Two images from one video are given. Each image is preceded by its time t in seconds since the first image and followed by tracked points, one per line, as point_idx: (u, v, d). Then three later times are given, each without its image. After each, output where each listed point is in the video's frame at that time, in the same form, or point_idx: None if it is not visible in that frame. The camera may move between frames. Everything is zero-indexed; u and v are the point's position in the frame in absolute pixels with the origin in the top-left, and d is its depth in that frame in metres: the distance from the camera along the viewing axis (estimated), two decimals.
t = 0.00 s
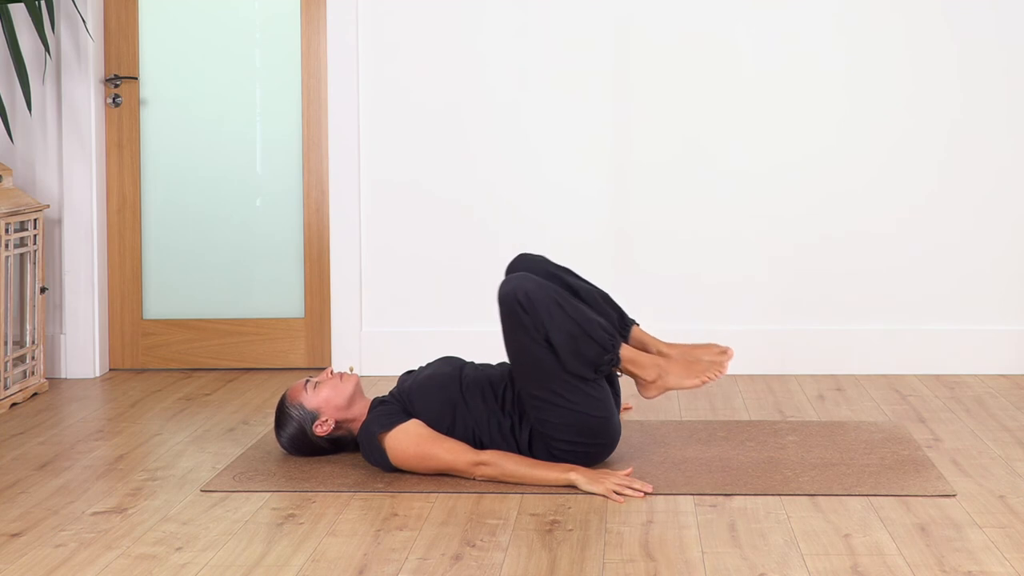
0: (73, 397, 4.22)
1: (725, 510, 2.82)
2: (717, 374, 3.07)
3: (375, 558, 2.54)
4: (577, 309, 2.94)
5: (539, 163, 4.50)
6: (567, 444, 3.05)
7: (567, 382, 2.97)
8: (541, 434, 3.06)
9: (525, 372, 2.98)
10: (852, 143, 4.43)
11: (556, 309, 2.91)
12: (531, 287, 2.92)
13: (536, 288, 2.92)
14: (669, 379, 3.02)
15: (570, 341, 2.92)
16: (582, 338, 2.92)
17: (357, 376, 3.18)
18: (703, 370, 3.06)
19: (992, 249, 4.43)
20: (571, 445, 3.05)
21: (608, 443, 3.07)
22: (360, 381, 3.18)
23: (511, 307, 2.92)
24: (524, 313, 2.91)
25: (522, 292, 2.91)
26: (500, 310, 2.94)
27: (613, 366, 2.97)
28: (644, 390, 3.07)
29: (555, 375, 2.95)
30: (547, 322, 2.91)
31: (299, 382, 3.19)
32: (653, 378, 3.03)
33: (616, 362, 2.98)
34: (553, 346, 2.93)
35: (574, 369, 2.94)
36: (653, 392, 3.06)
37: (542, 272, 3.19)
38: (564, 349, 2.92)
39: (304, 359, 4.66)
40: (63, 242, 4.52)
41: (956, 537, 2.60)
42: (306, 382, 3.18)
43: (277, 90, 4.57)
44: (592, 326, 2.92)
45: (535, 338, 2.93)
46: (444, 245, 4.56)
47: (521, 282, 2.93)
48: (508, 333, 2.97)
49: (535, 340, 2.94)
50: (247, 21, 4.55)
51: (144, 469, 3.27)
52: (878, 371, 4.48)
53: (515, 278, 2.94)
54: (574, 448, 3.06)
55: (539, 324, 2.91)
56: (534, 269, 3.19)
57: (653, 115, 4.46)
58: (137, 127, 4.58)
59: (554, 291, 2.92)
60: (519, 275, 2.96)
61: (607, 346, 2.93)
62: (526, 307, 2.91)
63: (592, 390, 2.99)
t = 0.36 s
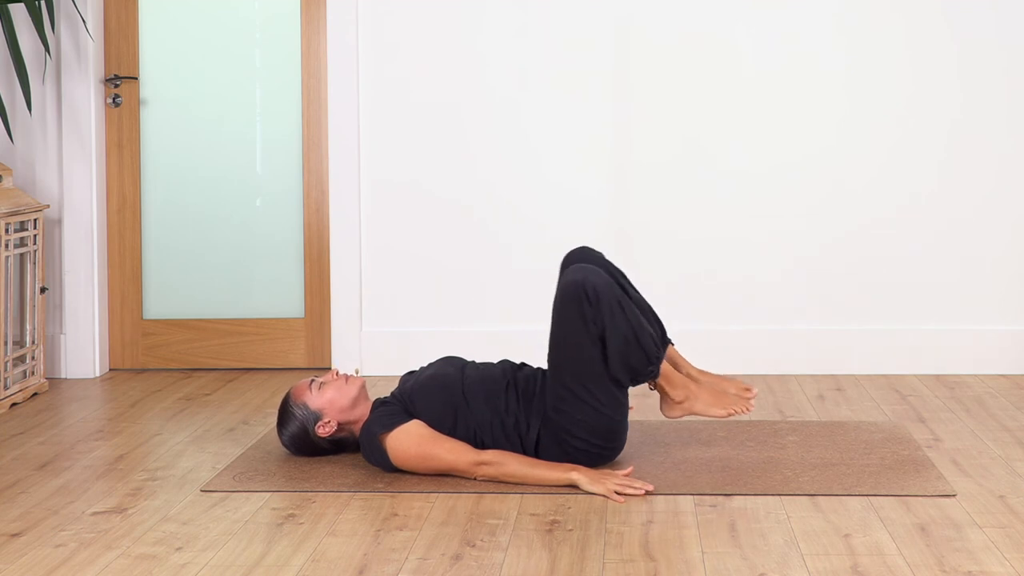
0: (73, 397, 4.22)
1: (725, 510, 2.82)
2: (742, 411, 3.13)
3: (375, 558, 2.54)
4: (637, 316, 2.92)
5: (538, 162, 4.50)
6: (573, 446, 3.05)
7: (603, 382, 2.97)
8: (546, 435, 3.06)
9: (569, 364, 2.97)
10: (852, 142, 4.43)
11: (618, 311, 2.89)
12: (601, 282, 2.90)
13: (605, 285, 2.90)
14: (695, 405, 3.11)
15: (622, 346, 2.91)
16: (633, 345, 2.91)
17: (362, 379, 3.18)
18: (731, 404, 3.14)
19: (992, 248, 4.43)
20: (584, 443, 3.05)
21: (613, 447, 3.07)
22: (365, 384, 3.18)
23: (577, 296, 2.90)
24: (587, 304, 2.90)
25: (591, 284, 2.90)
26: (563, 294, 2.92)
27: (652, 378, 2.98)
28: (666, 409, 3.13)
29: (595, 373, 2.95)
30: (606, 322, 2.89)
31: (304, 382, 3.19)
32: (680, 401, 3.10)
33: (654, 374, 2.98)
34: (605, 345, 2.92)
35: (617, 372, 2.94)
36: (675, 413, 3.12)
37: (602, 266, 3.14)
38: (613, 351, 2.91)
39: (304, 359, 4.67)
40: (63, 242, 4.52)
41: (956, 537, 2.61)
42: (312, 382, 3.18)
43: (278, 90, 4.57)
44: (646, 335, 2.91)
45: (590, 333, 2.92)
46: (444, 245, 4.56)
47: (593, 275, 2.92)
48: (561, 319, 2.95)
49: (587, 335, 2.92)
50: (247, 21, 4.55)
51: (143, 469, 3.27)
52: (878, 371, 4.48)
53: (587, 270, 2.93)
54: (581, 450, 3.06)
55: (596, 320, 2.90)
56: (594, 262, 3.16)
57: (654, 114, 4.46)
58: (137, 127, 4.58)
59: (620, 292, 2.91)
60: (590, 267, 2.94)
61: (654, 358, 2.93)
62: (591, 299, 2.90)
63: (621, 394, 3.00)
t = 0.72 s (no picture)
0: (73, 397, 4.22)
1: (725, 510, 2.82)
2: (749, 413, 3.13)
3: (376, 558, 2.54)
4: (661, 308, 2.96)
5: (538, 162, 4.50)
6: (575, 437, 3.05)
7: (617, 369, 2.97)
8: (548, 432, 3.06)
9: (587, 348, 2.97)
10: (852, 142, 4.43)
11: (643, 298, 2.91)
12: (628, 268, 2.92)
13: (632, 271, 2.93)
14: (703, 407, 3.13)
15: (642, 334, 2.92)
16: (653, 335, 2.93)
17: (363, 380, 3.19)
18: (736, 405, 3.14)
19: (992, 248, 4.43)
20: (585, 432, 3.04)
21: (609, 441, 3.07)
22: (366, 385, 3.19)
23: (605, 278, 2.92)
24: (614, 287, 2.92)
25: (619, 268, 2.92)
26: (591, 275, 2.93)
27: (664, 372, 3.00)
28: (672, 411, 3.14)
29: (612, 359, 2.96)
30: (632, 305, 2.90)
31: (306, 382, 3.19)
32: (686, 401, 3.12)
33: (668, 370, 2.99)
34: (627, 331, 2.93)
35: (634, 359, 2.95)
36: (682, 415, 3.13)
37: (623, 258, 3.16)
38: (635, 337, 2.92)
39: (304, 359, 4.67)
40: (63, 242, 4.52)
41: (956, 537, 2.61)
42: (313, 382, 3.19)
43: (278, 90, 4.57)
44: (668, 327, 2.94)
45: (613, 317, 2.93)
46: (444, 245, 4.56)
47: (621, 260, 2.94)
48: (584, 302, 2.96)
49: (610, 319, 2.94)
50: (247, 21, 4.55)
51: (143, 469, 3.27)
52: (878, 371, 4.48)
53: (617, 254, 2.95)
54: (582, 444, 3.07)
55: (621, 304, 2.92)
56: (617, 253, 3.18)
57: (654, 115, 4.46)
58: (137, 127, 4.58)
59: (646, 281, 2.93)
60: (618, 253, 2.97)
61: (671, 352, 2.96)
62: (618, 283, 2.92)
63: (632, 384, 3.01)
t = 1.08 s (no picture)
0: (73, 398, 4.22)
1: (725, 510, 2.82)
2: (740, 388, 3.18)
3: (375, 558, 2.54)
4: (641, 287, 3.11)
5: (539, 162, 4.50)
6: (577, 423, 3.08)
7: (608, 345, 3.06)
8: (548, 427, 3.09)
9: (576, 326, 3.07)
10: (852, 142, 4.43)
11: (624, 274, 3.06)
12: (607, 247, 3.08)
13: (611, 250, 3.09)
14: (696, 385, 3.20)
15: (627, 308, 3.05)
16: (638, 309, 3.06)
17: (363, 379, 3.19)
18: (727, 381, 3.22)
19: (991, 248, 4.43)
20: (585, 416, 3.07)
21: (609, 429, 3.10)
22: (366, 384, 3.19)
23: (585, 257, 3.07)
24: (596, 265, 3.06)
25: (599, 247, 3.07)
26: (572, 257, 3.08)
27: (650, 349, 3.11)
28: (666, 394, 3.21)
29: (601, 335, 3.06)
30: (615, 280, 3.05)
31: (305, 382, 3.20)
32: (676, 380, 3.20)
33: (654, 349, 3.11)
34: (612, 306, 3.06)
35: (622, 333, 3.06)
36: (676, 397, 3.20)
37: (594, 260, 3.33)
38: (620, 311, 3.05)
39: (304, 359, 4.67)
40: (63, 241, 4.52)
41: (956, 537, 2.60)
42: (312, 382, 3.19)
43: (278, 89, 4.57)
44: (650, 304, 3.08)
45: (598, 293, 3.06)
46: (444, 245, 4.56)
47: (600, 241, 3.11)
48: (569, 282, 3.09)
49: (595, 296, 3.07)
50: (247, 21, 4.55)
51: (143, 469, 3.27)
52: (878, 371, 4.48)
53: (596, 238, 3.11)
54: (583, 434, 3.09)
55: (605, 280, 3.05)
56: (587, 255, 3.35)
57: (654, 114, 4.46)
58: (137, 127, 4.58)
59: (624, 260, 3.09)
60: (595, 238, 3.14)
61: (655, 327, 3.08)
62: (599, 261, 3.06)
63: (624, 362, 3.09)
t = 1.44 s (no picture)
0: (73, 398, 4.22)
1: (725, 510, 2.82)
2: (722, 348, 3.22)
3: (375, 558, 2.54)
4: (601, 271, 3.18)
5: (539, 162, 4.50)
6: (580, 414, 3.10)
7: (588, 332, 3.11)
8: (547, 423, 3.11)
9: (552, 320, 3.11)
10: (852, 142, 4.43)
11: (584, 261, 3.13)
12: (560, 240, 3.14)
13: (565, 242, 3.15)
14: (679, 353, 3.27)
15: (596, 292, 3.12)
16: (606, 291, 3.13)
17: (361, 378, 3.19)
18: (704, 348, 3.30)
19: (992, 249, 4.43)
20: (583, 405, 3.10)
21: (609, 418, 3.13)
22: (364, 383, 3.19)
23: (543, 253, 3.11)
24: (556, 259, 3.11)
25: (553, 241, 3.13)
26: (531, 256, 3.12)
27: (627, 329, 3.17)
28: (652, 368, 3.26)
29: (579, 323, 3.10)
30: (579, 268, 3.11)
31: (303, 382, 3.20)
32: (659, 352, 3.26)
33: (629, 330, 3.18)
34: (582, 294, 3.11)
35: (598, 318, 3.12)
36: (662, 369, 3.24)
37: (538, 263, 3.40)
38: (591, 298, 3.11)
39: (304, 359, 4.67)
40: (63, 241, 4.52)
41: (956, 537, 2.60)
42: (310, 382, 3.19)
43: (278, 89, 4.57)
44: (615, 287, 3.17)
45: (566, 284, 3.11)
46: (444, 246, 4.56)
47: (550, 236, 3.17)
48: (533, 281, 3.13)
49: (563, 288, 3.12)
50: (247, 22, 4.55)
51: (143, 469, 3.27)
52: (877, 371, 4.48)
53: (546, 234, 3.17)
54: (583, 425, 3.11)
55: (568, 270, 3.11)
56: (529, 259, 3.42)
57: (654, 115, 4.46)
58: (137, 127, 4.58)
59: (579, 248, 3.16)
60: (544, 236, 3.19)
61: (626, 305, 3.16)
62: (558, 254, 3.12)
63: (608, 346, 3.14)
